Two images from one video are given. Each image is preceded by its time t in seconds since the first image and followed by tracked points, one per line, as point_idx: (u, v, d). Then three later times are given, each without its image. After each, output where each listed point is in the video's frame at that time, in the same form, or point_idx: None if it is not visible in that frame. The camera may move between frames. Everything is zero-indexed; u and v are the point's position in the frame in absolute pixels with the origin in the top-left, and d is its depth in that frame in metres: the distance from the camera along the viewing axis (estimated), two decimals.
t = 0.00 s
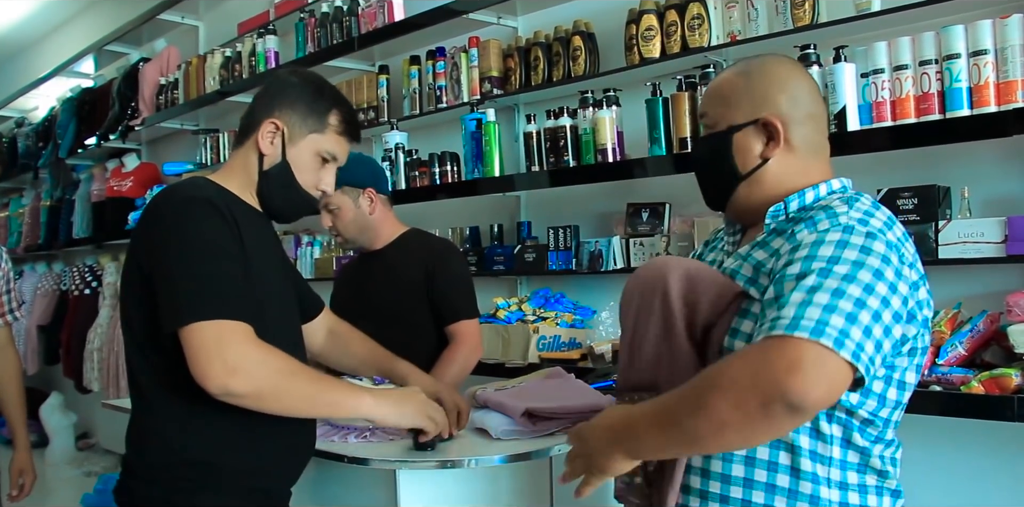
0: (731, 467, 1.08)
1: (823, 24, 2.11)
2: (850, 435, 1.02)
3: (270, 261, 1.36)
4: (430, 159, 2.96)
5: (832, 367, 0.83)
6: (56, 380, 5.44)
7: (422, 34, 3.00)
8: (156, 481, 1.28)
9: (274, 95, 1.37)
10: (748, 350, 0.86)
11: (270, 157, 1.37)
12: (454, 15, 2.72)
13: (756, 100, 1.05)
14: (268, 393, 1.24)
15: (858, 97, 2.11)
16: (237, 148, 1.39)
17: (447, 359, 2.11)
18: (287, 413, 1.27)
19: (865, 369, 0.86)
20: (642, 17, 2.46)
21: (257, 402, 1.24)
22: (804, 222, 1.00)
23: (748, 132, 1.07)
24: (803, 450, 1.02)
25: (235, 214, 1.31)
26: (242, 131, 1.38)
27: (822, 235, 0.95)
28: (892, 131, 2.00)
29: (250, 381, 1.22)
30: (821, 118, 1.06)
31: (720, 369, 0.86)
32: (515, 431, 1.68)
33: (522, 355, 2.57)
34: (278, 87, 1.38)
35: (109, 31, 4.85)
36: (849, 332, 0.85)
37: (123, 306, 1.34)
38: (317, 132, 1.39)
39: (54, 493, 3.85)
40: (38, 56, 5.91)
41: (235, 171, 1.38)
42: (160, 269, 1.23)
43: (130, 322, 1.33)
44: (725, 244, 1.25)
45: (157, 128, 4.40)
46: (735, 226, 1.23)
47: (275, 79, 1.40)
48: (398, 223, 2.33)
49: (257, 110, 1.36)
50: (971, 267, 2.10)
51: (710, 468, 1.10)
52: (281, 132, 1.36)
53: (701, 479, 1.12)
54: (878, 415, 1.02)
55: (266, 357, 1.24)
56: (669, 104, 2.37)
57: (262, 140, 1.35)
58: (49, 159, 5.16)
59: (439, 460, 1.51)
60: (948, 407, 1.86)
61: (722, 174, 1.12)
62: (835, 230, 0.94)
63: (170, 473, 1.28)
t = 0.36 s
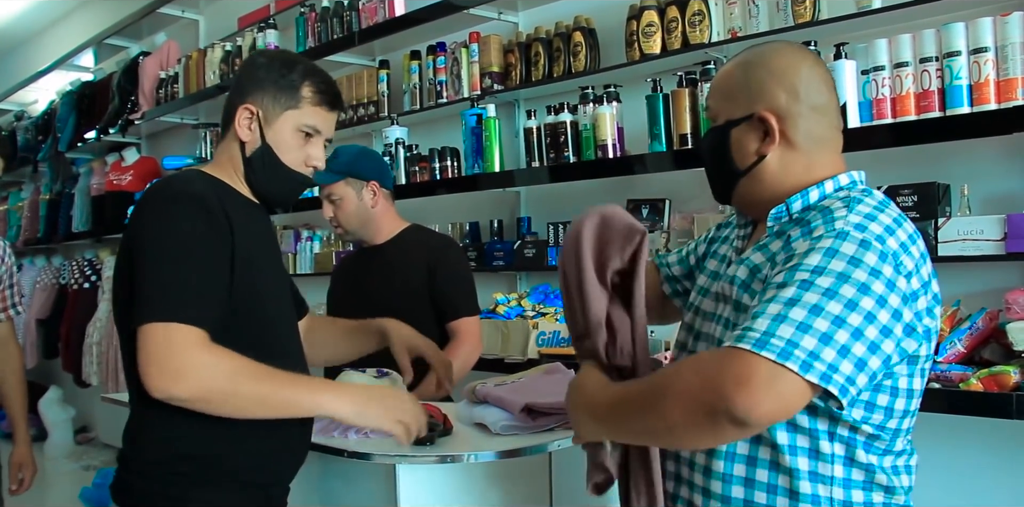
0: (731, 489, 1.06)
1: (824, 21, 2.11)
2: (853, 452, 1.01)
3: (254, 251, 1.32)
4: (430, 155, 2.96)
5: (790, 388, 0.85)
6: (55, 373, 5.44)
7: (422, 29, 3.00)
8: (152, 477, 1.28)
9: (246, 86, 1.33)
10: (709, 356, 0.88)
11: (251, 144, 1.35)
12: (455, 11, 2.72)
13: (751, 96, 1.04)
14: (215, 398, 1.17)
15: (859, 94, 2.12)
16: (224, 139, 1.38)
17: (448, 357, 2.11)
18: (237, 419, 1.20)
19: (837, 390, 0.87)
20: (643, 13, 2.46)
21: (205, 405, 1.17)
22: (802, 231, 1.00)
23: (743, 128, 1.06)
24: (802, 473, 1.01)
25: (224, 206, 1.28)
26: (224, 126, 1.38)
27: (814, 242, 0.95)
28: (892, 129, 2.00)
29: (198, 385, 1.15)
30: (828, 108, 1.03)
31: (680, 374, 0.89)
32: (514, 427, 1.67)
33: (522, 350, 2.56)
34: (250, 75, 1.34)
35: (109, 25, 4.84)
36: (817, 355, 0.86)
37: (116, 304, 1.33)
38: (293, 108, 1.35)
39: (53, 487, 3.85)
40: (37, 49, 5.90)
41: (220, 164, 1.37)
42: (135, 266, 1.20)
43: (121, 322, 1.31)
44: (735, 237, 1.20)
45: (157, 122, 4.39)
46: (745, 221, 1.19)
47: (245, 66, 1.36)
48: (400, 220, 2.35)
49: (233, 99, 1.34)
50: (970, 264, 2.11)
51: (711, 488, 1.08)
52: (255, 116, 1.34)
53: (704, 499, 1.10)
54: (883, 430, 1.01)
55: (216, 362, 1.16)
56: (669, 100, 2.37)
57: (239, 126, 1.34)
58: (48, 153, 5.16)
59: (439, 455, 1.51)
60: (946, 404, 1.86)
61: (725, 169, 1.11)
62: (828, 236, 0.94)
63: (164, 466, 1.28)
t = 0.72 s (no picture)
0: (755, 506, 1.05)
1: (835, 20, 2.11)
2: (883, 468, 1.00)
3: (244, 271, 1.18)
4: (439, 153, 2.97)
5: (827, 395, 0.84)
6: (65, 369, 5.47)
7: (431, 28, 3.00)
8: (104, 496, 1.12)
9: (204, 62, 1.21)
10: (745, 353, 0.87)
11: (229, 126, 1.24)
12: (465, 10, 2.72)
13: (773, 93, 1.04)
14: (135, 464, 1.04)
15: (870, 94, 2.11)
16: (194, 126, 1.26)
17: (462, 356, 2.15)
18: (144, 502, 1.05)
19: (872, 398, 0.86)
20: (653, 12, 2.45)
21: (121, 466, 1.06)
22: (827, 230, 0.99)
23: (766, 126, 1.06)
24: (828, 490, 1.00)
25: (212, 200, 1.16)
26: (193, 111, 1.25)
27: (843, 244, 0.94)
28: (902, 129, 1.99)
29: (129, 445, 1.04)
30: (855, 103, 1.03)
31: (718, 370, 0.88)
32: (525, 425, 1.68)
33: (530, 349, 2.57)
34: (208, 51, 1.22)
35: (119, 22, 4.86)
36: (852, 359, 0.85)
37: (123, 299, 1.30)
38: (264, 79, 1.24)
39: (62, 482, 3.87)
40: (48, 46, 5.93)
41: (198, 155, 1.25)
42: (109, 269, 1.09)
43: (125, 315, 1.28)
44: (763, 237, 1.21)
45: (166, 120, 4.41)
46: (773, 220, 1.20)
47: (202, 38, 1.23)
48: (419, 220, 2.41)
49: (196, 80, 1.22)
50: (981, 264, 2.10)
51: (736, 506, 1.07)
52: (228, 96, 1.22)
53: None
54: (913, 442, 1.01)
55: (155, 425, 1.05)
56: (679, 99, 2.37)
57: (212, 110, 1.22)
58: (59, 150, 5.18)
59: (451, 452, 1.52)
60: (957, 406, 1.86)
61: (751, 167, 1.11)
62: (858, 238, 0.93)
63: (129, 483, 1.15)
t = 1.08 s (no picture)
0: None
1: (842, 23, 2.11)
2: (907, 485, 1.02)
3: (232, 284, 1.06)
4: (446, 155, 2.97)
5: (898, 418, 0.88)
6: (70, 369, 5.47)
7: (437, 30, 3.01)
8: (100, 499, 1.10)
9: (194, 41, 1.08)
10: (816, 381, 0.92)
11: (222, 114, 1.11)
12: (472, 11, 2.73)
13: (794, 95, 1.05)
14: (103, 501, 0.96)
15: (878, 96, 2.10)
16: (180, 114, 1.12)
17: (473, 357, 2.18)
18: None
19: (931, 416, 0.90)
20: (660, 14, 2.45)
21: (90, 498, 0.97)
22: (858, 235, 1.00)
23: (786, 127, 1.07)
24: (851, 503, 1.02)
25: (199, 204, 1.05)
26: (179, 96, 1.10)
27: (885, 256, 0.95)
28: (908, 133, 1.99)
29: (101, 480, 0.95)
30: (877, 104, 1.04)
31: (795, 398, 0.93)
32: (530, 427, 1.68)
33: (536, 351, 2.57)
34: (196, 28, 1.09)
35: (126, 24, 4.89)
36: (911, 379, 0.88)
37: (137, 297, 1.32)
38: (264, 62, 1.11)
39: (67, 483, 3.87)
40: (56, 49, 5.97)
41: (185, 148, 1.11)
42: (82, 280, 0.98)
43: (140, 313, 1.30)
44: (781, 243, 1.26)
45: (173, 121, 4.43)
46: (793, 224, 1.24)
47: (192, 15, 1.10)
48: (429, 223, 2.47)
49: (185, 61, 1.08)
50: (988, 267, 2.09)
51: None
52: (223, 80, 1.09)
53: None
54: (942, 456, 1.03)
55: (128, 463, 0.95)
56: (686, 101, 2.37)
57: (204, 95, 1.09)
58: (66, 150, 5.20)
59: (455, 454, 1.52)
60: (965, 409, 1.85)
61: (771, 169, 1.13)
62: (901, 249, 0.94)
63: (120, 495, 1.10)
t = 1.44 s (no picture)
0: None
1: (838, 24, 2.11)
2: (907, 486, 1.02)
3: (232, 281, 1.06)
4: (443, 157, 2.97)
5: (899, 422, 0.88)
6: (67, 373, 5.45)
7: (434, 32, 3.02)
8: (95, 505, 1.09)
9: (188, 37, 1.04)
10: (818, 385, 0.92)
11: (213, 116, 1.07)
12: (469, 14, 2.73)
13: (793, 97, 1.06)
14: None
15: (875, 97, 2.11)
16: (161, 111, 1.06)
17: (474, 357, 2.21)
18: None
19: (931, 420, 0.90)
20: (656, 16, 2.46)
21: None
22: (859, 238, 1.00)
23: (785, 130, 1.08)
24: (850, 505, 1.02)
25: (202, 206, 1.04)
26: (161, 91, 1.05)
27: (886, 259, 0.95)
28: (905, 133, 2.00)
29: (164, 496, 0.95)
30: (876, 105, 1.04)
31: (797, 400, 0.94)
32: (529, 429, 1.68)
33: (535, 353, 2.58)
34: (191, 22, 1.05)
35: (123, 27, 4.88)
36: (911, 383, 0.88)
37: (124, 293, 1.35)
38: (258, 66, 1.09)
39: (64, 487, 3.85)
40: (52, 53, 5.97)
41: (171, 148, 1.06)
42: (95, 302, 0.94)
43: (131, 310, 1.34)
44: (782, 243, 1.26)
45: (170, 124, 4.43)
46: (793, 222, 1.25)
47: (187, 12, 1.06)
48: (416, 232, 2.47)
49: (176, 58, 1.04)
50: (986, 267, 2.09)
51: None
52: (218, 82, 1.06)
53: None
54: (942, 457, 1.03)
55: (190, 471, 0.95)
56: (682, 103, 2.37)
57: (197, 94, 1.05)
58: (62, 155, 5.18)
59: (455, 456, 1.52)
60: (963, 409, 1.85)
61: (770, 171, 1.13)
62: (901, 252, 0.94)
63: None
